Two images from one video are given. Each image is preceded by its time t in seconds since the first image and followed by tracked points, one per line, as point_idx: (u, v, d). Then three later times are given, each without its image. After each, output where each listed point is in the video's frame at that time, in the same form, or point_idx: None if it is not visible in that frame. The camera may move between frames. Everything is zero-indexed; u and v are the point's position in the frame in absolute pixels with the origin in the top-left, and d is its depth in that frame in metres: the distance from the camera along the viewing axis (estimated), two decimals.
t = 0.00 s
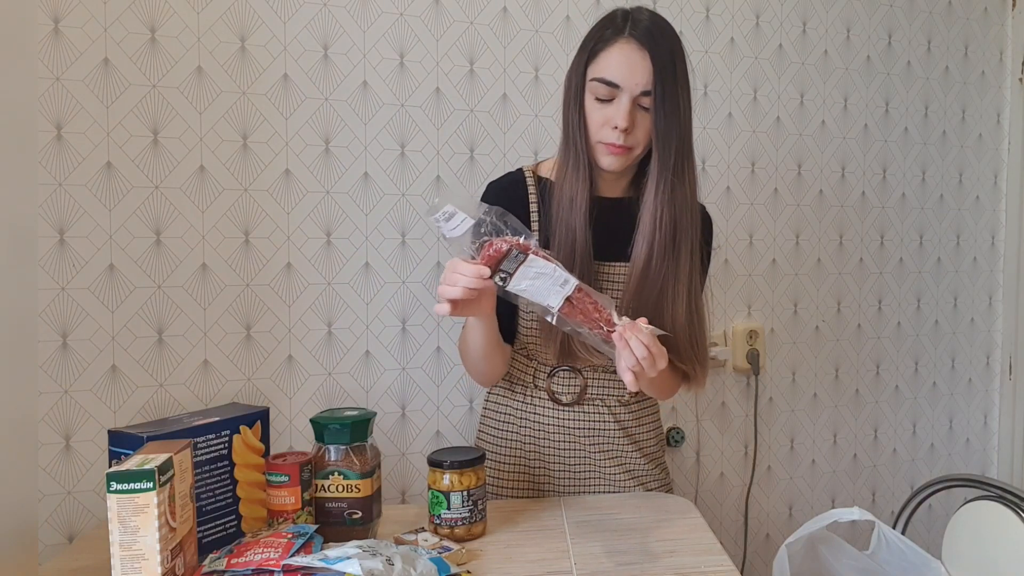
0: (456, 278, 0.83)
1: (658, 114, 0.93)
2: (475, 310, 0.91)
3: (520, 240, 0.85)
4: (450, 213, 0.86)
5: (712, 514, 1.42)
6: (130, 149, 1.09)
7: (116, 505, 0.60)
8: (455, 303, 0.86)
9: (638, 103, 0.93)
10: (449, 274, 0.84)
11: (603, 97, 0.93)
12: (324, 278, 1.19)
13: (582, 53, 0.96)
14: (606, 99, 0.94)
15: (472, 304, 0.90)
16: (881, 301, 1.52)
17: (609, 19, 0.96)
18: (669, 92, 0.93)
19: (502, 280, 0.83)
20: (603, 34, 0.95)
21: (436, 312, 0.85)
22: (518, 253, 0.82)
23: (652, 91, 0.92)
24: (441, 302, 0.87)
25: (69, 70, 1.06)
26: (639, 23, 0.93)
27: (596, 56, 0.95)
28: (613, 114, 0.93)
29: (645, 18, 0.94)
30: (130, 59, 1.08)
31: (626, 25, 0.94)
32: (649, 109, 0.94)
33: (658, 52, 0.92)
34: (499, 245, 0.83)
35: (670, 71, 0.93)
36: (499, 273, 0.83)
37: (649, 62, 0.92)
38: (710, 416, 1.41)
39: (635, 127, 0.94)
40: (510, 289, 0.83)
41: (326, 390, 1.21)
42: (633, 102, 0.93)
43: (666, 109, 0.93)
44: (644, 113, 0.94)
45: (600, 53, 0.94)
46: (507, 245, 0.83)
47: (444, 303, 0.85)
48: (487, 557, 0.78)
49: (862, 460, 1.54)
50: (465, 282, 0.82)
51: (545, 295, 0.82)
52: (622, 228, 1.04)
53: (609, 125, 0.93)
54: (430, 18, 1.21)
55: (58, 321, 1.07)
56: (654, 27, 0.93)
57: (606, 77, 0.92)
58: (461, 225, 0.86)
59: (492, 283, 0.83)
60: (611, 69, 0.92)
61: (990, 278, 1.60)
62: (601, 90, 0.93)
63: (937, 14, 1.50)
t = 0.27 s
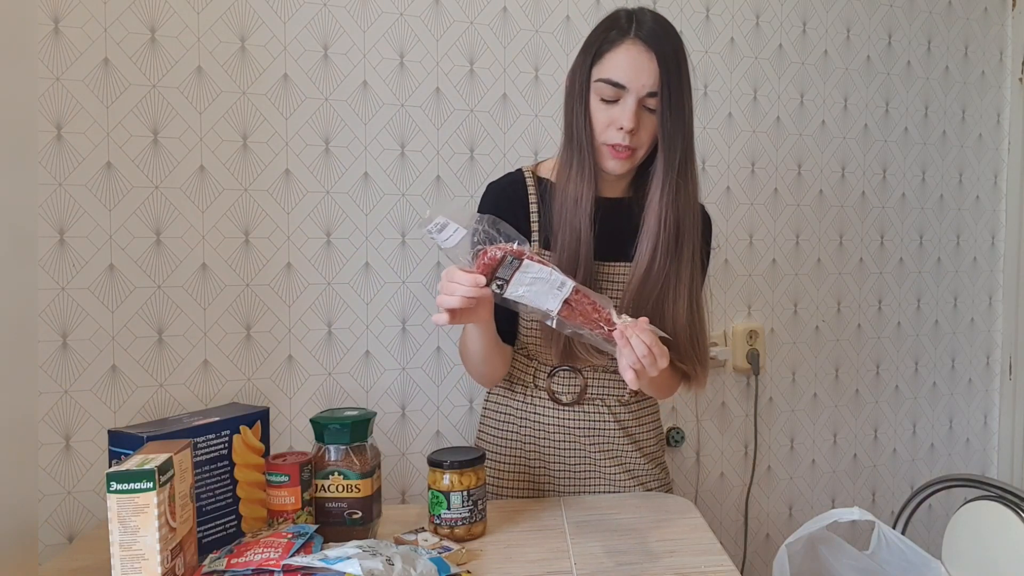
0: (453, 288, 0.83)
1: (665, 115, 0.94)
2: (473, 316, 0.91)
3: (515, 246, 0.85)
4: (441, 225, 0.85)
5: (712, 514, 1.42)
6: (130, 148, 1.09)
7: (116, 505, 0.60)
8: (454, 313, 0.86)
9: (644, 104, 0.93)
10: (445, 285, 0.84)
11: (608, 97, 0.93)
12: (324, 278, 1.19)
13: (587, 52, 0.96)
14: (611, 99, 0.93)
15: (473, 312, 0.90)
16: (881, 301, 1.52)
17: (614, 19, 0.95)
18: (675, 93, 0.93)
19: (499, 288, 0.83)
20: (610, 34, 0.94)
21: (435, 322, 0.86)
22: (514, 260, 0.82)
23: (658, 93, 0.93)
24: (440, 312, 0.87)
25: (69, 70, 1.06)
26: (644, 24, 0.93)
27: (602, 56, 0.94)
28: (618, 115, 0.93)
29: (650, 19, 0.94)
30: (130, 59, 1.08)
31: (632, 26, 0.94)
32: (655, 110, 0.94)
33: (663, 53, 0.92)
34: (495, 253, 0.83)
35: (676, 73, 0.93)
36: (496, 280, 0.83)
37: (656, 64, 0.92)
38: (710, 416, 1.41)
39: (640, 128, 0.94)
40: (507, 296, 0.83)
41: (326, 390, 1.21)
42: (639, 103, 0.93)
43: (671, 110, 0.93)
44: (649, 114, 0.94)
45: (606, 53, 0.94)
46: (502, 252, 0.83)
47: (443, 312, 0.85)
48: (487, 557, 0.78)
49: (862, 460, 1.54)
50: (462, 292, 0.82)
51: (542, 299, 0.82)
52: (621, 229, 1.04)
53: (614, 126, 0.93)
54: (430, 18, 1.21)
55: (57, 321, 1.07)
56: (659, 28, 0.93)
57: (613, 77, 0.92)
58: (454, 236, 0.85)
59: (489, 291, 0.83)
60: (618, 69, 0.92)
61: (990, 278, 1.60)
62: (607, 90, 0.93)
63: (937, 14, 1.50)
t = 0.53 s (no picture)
0: (461, 262, 0.82)
1: (666, 107, 0.94)
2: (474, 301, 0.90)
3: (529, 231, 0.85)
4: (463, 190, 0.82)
5: (712, 514, 1.42)
6: (130, 148, 1.09)
7: (116, 505, 0.60)
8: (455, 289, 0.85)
9: (645, 94, 0.94)
10: (454, 259, 0.83)
11: (610, 88, 0.94)
12: (323, 278, 1.19)
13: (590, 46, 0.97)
14: (613, 89, 0.94)
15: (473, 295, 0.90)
16: (881, 301, 1.52)
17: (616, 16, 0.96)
18: (677, 86, 0.94)
19: (505, 272, 0.82)
20: (612, 26, 0.95)
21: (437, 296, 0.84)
22: (526, 244, 0.82)
23: (660, 83, 0.93)
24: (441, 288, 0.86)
25: (69, 70, 1.06)
26: (648, 20, 0.94)
27: (604, 46, 0.95)
28: (619, 104, 0.93)
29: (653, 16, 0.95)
30: (130, 59, 1.08)
31: (635, 21, 0.95)
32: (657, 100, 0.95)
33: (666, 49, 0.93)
34: (509, 236, 0.83)
35: (679, 72, 0.94)
36: (504, 263, 0.82)
37: (658, 54, 0.93)
38: (710, 416, 1.41)
39: (641, 118, 0.94)
40: (513, 282, 0.83)
41: (326, 390, 1.21)
42: (640, 93, 0.93)
43: (672, 103, 0.94)
44: (650, 105, 0.95)
45: (608, 45, 0.95)
46: (515, 235, 0.83)
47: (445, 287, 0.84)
48: (487, 557, 0.78)
49: (862, 460, 1.54)
50: (470, 267, 0.81)
51: (548, 291, 0.82)
52: (621, 227, 1.04)
53: (615, 114, 0.93)
54: (430, 18, 1.21)
55: (57, 321, 1.07)
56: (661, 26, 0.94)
57: (615, 68, 0.93)
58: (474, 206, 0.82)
59: (496, 274, 0.82)
60: (620, 60, 0.93)
61: (990, 278, 1.60)
62: (608, 80, 0.94)
63: (936, 14, 1.50)
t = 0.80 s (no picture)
0: (478, 243, 0.83)
1: (664, 99, 0.94)
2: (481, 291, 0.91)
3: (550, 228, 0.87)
4: (498, 169, 0.86)
5: (712, 514, 1.42)
6: (130, 148, 1.09)
7: (116, 505, 0.60)
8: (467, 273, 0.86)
9: (642, 85, 0.94)
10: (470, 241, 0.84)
11: (608, 80, 0.94)
12: (324, 278, 1.19)
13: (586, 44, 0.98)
14: (610, 81, 0.94)
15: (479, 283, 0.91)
16: (881, 301, 1.52)
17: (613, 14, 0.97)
18: (675, 77, 0.94)
19: (518, 260, 0.82)
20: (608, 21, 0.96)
21: (448, 276, 0.86)
22: (544, 235, 0.83)
23: (657, 73, 0.93)
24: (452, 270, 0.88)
25: (69, 70, 1.06)
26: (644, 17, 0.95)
27: (601, 38, 0.96)
28: (616, 94, 0.93)
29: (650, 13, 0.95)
30: (130, 59, 1.08)
31: (631, 16, 0.95)
32: (655, 91, 0.95)
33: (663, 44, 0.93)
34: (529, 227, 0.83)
35: (678, 69, 0.94)
36: (519, 250, 0.83)
37: (654, 45, 0.93)
38: (710, 416, 1.41)
39: (638, 107, 0.94)
40: (523, 271, 0.83)
41: (326, 390, 1.21)
42: (636, 83, 0.93)
43: (669, 95, 0.94)
44: (647, 95, 0.94)
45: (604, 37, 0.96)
46: (535, 225, 0.84)
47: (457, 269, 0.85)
48: (487, 557, 0.78)
49: (862, 460, 1.54)
50: (485, 249, 0.82)
51: (555, 287, 0.82)
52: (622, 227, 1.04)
53: (612, 104, 0.93)
54: (430, 18, 1.21)
55: (57, 321, 1.07)
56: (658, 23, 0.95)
57: (611, 61, 0.93)
58: (504, 188, 0.86)
59: (509, 260, 0.82)
60: (615, 52, 0.93)
61: (990, 278, 1.60)
62: (605, 72, 0.94)
63: (936, 14, 1.50)
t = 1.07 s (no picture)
0: (499, 237, 0.82)
1: (660, 94, 0.95)
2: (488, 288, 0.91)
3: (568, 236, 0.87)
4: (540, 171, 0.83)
5: (712, 513, 1.42)
6: (130, 149, 1.09)
7: (116, 505, 0.60)
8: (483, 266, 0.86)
9: (637, 81, 0.95)
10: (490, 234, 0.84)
11: (603, 78, 0.95)
12: (324, 278, 1.19)
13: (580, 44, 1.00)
14: (604, 80, 0.95)
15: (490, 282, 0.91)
16: (881, 301, 1.52)
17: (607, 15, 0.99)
18: (669, 73, 0.95)
19: (532, 261, 0.82)
20: (599, 23, 0.98)
21: (466, 268, 0.86)
22: (563, 244, 0.83)
23: (651, 68, 0.95)
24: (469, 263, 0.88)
25: (69, 70, 1.06)
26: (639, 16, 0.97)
27: (594, 39, 0.98)
28: (612, 91, 0.94)
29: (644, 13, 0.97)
30: (130, 59, 1.08)
31: (625, 16, 0.97)
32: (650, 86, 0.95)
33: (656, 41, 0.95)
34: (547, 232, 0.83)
35: (672, 64, 0.95)
36: (535, 251, 0.82)
37: (648, 42, 0.95)
38: (710, 416, 1.41)
39: (635, 104, 0.94)
40: (534, 272, 0.83)
41: (326, 390, 1.21)
42: (632, 80, 0.94)
43: (664, 91, 0.95)
44: (644, 91, 0.95)
45: (597, 38, 0.97)
46: (556, 232, 0.84)
47: (477, 262, 0.85)
48: (487, 557, 0.78)
49: (862, 460, 1.54)
50: (505, 243, 0.82)
51: (560, 297, 0.83)
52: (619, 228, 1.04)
53: (609, 102, 0.94)
54: (430, 18, 1.21)
55: (57, 321, 1.07)
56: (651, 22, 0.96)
57: (606, 59, 0.95)
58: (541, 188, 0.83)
59: (524, 259, 0.82)
60: (610, 50, 0.95)
61: (990, 278, 1.60)
62: (600, 72, 0.96)
63: (937, 14, 1.50)
